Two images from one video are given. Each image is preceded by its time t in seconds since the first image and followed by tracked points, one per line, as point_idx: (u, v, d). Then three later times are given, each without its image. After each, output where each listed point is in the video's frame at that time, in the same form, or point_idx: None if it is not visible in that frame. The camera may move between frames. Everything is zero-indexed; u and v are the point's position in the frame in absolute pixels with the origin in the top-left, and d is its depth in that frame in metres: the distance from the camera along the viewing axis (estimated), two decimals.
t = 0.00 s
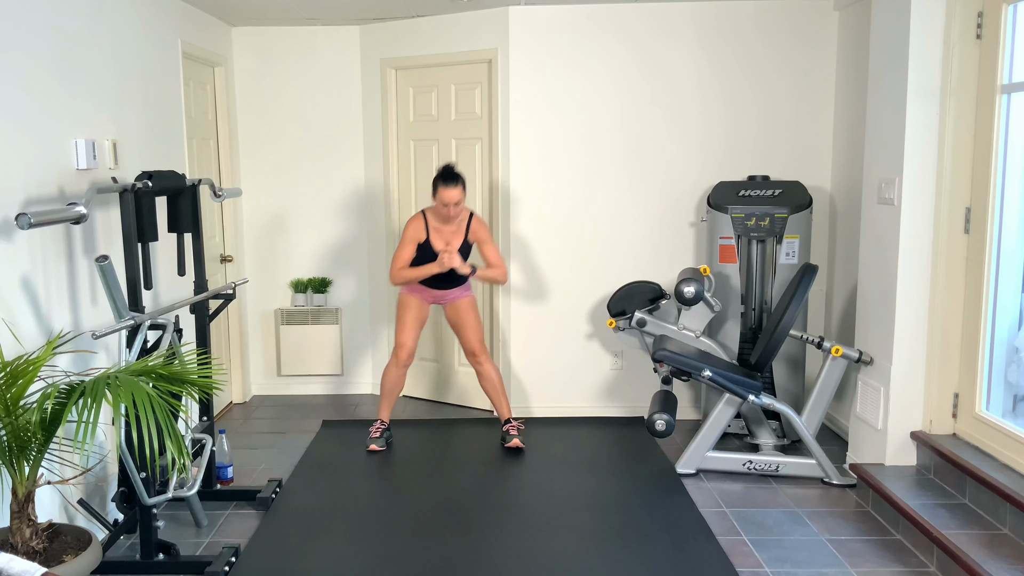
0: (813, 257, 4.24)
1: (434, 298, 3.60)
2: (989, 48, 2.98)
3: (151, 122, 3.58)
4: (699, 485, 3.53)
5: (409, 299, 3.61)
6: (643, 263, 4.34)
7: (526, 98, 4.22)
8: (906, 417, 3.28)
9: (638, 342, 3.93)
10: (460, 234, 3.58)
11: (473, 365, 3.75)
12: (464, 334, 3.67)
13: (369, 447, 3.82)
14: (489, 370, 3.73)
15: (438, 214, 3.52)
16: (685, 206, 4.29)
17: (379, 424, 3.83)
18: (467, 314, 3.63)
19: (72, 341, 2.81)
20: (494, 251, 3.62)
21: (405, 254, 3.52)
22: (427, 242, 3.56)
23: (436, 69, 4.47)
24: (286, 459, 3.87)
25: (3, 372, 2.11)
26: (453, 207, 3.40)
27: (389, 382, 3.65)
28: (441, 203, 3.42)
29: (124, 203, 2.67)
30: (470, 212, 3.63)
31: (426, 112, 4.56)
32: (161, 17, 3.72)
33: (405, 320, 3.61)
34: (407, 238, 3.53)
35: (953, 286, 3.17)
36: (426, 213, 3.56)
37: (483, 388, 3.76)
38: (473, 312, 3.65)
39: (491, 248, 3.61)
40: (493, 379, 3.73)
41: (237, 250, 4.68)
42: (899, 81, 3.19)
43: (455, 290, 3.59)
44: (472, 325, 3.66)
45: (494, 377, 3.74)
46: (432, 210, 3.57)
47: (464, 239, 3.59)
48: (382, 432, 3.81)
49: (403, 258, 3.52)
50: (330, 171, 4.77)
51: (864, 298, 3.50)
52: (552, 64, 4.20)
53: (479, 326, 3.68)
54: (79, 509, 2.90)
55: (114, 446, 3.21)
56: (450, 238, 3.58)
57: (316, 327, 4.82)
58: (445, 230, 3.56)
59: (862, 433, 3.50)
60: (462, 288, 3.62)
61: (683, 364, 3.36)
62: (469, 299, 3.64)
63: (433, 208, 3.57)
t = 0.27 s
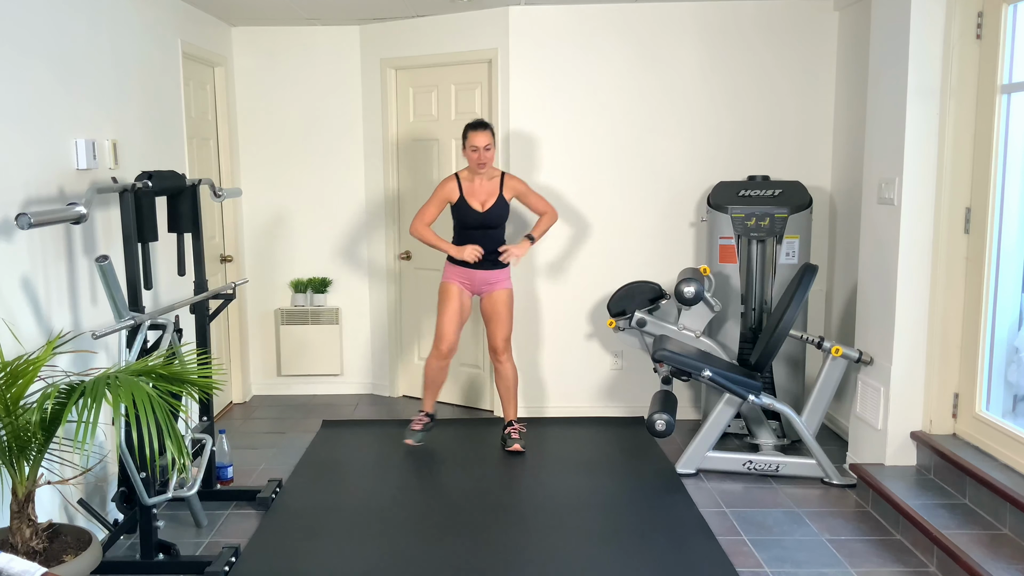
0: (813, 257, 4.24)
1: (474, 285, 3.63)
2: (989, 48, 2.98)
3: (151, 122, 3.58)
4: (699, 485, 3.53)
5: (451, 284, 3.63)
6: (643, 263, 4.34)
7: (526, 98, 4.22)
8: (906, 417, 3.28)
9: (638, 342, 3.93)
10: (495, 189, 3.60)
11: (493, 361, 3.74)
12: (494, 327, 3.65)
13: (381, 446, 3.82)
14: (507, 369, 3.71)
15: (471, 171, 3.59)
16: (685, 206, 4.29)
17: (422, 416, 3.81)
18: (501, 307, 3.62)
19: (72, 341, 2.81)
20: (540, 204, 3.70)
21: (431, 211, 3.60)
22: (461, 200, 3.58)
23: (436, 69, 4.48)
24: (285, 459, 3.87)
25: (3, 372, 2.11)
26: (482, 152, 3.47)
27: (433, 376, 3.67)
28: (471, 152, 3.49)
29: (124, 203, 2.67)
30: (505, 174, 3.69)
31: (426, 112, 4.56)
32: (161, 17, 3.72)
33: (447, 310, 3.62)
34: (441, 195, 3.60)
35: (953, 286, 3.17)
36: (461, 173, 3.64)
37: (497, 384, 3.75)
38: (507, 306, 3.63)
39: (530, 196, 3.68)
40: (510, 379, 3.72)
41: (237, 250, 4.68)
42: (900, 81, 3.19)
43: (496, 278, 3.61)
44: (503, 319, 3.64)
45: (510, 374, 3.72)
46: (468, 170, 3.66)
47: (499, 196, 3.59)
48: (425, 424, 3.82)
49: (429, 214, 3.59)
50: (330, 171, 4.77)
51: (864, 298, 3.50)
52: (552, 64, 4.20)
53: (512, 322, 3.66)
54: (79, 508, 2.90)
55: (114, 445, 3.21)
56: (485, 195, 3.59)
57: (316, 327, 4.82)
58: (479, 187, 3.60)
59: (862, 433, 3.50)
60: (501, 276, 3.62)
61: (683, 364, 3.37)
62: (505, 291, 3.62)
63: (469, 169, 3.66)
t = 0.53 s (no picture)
0: (813, 257, 4.24)
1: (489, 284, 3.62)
2: (989, 48, 2.98)
3: (151, 121, 3.58)
4: (699, 485, 3.53)
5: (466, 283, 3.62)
6: (643, 263, 4.34)
7: (526, 98, 4.22)
8: (906, 417, 3.28)
9: (638, 342, 3.93)
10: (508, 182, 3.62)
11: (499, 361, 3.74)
12: (503, 326, 3.67)
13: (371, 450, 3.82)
14: (513, 369, 3.70)
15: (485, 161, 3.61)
16: (685, 206, 4.29)
17: (488, 414, 3.80)
18: (511, 305, 3.64)
19: (72, 341, 2.81)
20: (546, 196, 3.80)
21: (439, 190, 3.73)
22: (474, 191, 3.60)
23: (436, 69, 4.48)
24: (285, 459, 3.87)
25: (3, 372, 2.11)
26: (498, 142, 3.50)
27: (479, 374, 3.68)
28: (487, 143, 3.52)
29: (124, 203, 2.67)
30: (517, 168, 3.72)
31: (426, 111, 4.56)
32: (161, 17, 3.72)
33: (472, 310, 3.62)
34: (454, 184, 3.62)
35: (953, 286, 3.17)
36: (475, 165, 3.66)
37: (502, 384, 3.74)
38: (516, 305, 3.66)
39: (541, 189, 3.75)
40: (515, 380, 3.72)
41: (237, 250, 4.68)
42: (900, 81, 3.19)
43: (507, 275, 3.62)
44: (512, 318, 3.66)
45: (515, 375, 3.71)
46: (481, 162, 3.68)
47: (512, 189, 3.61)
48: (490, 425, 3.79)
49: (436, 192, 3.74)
50: (330, 171, 4.77)
51: (864, 298, 3.50)
52: (552, 64, 4.20)
53: (520, 323, 3.67)
54: (79, 509, 2.90)
55: (114, 445, 3.21)
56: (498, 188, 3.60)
57: (316, 327, 4.82)
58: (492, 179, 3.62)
59: (862, 433, 3.50)
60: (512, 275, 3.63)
61: (683, 364, 3.37)
62: (515, 290, 3.65)
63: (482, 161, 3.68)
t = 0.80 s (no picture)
0: (813, 258, 4.24)
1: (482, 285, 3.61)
2: (989, 48, 2.98)
3: (151, 121, 3.58)
4: (699, 485, 3.53)
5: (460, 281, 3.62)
6: (643, 263, 4.34)
7: (526, 98, 4.22)
8: (906, 417, 3.28)
9: (638, 342, 3.93)
10: (506, 187, 3.57)
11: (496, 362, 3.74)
12: (500, 328, 3.66)
13: (368, 448, 3.82)
14: (511, 370, 3.71)
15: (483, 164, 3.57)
16: (685, 206, 4.29)
17: (461, 416, 3.75)
18: (506, 307, 3.63)
19: (72, 341, 2.81)
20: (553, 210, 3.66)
21: (438, 200, 3.57)
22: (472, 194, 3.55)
23: (436, 69, 4.48)
24: (285, 459, 3.87)
25: (3, 372, 2.11)
26: (495, 145, 3.45)
27: (457, 376, 3.67)
28: (485, 145, 3.47)
29: (124, 202, 2.67)
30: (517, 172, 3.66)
31: (426, 111, 4.56)
32: (161, 17, 3.72)
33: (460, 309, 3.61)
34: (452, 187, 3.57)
35: (953, 286, 3.17)
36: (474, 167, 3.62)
37: (500, 385, 3.75)
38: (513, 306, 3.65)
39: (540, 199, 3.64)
40: (513, 381, 3.72)
41: (237, 250, 4.68)
42: (900, 81, 3.19)
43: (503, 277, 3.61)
44: (509, 320, 3.65)
45: (513, 376, 3.72)
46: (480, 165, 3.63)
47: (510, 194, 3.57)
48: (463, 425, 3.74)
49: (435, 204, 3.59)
50: (329, 171, 4.77)
51: (864, 298, 3.50)
52: (552, 64, 4.20)
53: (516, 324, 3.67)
54: (79, 508, 2.90)
55: (114, 445, 3.21)
56: (496, 192, 3.57)
57: (316, 327, 4.82)
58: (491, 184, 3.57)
59: (862, 433, 3.50)
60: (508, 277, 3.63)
61: (683, 364, 3.37)
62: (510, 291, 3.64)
63: (482, 164, 3.63)
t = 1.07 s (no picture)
0: (813, 258, 4.24)
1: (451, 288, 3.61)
2: (989, 48, 2.98)
3: (151, 121, 3.58)
4: (699, 485, 3.53)
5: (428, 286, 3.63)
6: (643, 263, 4.34)
7: (526, 98, 4.22)
8: (906, 418, 3.28)
9: (638, 342, 3.93)
10: (480, 203, 3.58)
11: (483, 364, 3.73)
12: (480, 330, 3.66)
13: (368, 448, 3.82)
14: (499, 370, 3.70)
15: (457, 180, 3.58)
16: (685, 206, 4.29)
17: (385, 423, 3.78)
18: (484, 310, 3.63)
19: (72, 341, 2.81)
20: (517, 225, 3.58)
21: (419, 219, 3.56)
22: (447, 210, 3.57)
23: (436, 69, 4.48)
24: (285, 459, 3.87)
25: (3, 372, 2.11)
26: (469, 162, 3.46)
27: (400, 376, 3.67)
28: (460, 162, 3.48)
29: (124, 203, 2.67)
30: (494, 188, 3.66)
31: (426, 111, 4.56)
32: (161, 17, 3.72)
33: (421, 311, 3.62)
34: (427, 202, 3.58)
35: (953, 286, 3.17)
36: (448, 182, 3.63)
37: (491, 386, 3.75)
38: (491, 308, 3.65)
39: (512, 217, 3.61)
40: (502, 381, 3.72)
41: (237, 250, 4.68)
42: (900, 81, 3.19)
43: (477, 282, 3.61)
44: (488, 321, 3.65)
45: (502, 374, 3.71)
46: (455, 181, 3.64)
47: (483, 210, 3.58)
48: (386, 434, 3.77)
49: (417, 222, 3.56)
50: (329, 171, 4.77)
51: (864, 298, 3.50)
52: (552, 64, 4.20)
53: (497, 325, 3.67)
54: (79, 509, 2.90)
55: (114, 446, 3.21)
56: (469, 209, 3.58)
57: (316, 327, 4.82)
58: (465, 200, 3.58)
59: (862, 433, 3.50)
60: (481, 282, 3.63)
61: (683, 364, 3.37)
62: (487, 295, 3.64)
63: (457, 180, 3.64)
